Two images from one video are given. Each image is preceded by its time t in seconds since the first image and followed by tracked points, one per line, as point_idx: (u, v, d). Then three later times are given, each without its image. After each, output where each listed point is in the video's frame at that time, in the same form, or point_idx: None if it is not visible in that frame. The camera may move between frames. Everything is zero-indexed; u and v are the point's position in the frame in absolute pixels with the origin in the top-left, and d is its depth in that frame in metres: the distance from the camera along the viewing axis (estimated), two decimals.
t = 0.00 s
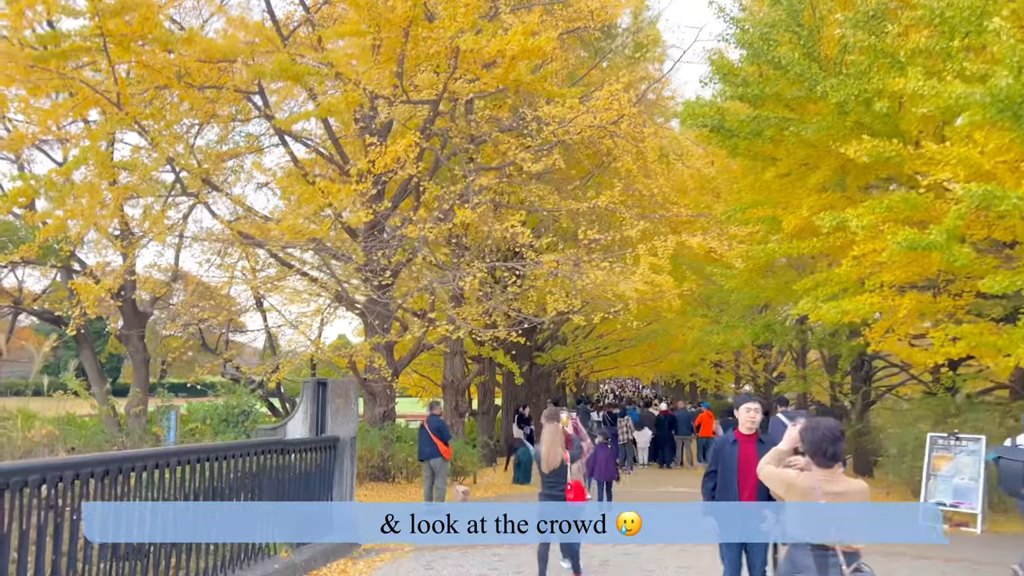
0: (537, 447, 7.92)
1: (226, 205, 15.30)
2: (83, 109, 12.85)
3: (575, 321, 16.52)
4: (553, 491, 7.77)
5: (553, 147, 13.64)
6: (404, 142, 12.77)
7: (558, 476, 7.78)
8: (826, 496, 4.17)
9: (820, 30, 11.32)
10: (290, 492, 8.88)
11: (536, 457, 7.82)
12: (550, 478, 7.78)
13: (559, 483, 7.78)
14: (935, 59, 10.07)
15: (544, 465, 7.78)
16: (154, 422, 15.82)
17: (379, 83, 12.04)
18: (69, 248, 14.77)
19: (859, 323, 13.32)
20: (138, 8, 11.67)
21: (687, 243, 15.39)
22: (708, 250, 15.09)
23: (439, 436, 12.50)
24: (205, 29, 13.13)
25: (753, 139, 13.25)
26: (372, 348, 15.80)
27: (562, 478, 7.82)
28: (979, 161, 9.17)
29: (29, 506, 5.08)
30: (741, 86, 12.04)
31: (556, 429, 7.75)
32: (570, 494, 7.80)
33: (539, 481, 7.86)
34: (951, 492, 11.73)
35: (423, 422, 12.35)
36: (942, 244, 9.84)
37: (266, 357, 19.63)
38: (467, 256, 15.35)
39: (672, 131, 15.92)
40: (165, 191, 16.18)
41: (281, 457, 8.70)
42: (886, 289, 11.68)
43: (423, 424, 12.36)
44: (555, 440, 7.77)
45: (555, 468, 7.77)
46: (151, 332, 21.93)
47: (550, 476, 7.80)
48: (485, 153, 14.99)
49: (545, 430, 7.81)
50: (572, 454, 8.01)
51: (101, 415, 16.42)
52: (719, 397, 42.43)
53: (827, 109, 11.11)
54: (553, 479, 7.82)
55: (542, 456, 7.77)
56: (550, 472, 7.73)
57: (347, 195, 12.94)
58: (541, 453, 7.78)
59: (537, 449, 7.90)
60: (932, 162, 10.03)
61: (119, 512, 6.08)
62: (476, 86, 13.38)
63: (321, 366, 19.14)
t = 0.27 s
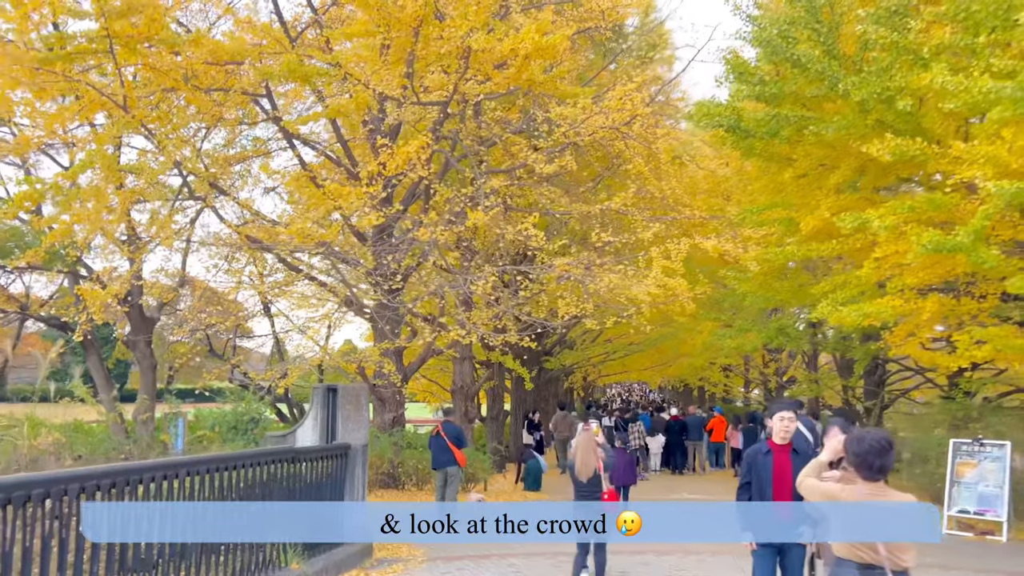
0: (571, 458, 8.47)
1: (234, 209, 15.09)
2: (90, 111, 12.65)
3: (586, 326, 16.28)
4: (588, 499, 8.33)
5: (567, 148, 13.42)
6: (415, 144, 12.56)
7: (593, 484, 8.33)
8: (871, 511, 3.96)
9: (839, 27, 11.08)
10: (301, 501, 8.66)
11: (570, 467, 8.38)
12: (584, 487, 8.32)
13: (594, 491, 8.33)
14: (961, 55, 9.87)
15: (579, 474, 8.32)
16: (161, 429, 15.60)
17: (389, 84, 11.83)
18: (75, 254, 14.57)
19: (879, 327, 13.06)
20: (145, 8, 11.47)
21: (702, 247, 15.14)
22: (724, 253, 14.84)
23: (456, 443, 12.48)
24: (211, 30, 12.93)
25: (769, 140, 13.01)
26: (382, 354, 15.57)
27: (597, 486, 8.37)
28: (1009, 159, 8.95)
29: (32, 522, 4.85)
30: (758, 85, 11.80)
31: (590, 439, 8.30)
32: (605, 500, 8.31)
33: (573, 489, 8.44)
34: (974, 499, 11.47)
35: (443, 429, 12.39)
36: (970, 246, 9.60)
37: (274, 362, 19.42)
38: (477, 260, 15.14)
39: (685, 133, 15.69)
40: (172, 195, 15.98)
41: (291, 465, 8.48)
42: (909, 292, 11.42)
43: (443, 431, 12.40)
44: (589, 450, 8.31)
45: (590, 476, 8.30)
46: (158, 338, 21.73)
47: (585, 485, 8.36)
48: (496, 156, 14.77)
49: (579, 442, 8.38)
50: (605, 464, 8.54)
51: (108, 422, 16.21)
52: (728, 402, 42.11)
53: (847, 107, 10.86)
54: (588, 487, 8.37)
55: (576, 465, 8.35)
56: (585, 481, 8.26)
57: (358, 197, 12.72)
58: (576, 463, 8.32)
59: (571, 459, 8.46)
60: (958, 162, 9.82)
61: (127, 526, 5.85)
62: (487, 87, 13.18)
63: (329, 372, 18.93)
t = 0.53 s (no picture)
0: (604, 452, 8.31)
1: (245, 204, 14.94)
2: (100, 104, 12.48)
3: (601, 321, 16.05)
4: (621, 495, 8.14)
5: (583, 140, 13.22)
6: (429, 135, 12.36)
7: (626, 479, 8.14)
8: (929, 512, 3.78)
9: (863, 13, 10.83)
10: (317, 500, 8.47)
11: (602, 461, 8.21)
12: (617, 482, 8.14)
13: (627, 487, 8.14)
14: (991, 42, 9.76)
15: (612, 470, 8.14)
16: (172, 427, 15.44)
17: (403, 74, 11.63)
18: (85, 249, 14.41)
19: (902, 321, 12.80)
20: None
21: (720, 241, 14.91)
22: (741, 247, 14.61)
23: (472, 440, 12.69)
24: (222, 20, 12.75)
25: (790, 130, 12.76)
26: (395, 350, 15.39)
27: (632, 482, 8.17)
28: None
29: (42, 522, 4.66)
30: (779, 74, 11.55)
31: (623, 433, 8.13)
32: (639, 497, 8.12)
33: (605, 484, 8.25)
34: (1002, 496, 11.21)
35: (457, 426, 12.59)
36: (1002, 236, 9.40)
37: (285, 359, 19.24)
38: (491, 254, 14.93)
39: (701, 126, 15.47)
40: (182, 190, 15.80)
41: (307, 463, 8.30)
42: (934, 285, 11.21)
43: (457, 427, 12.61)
44: (622, 445, 8.14)
45: (622, 471, 8.12)
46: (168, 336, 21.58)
47: (617, 480, 8.17)
48: (510, 149, 14.55)
49: (612, 436, 8.21)
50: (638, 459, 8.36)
51: (119, 420, 16.05)
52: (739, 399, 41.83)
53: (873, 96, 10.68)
54: (620, 483, 8.19)
55: (609, 459, 8.18)
56: (618, 476, 8.08)
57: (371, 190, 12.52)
58: (609, 458, 8.14)
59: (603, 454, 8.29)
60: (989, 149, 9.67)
61: (140, 526, 5.66)
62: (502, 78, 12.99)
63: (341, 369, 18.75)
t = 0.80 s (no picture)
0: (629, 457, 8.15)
1: (247, 205, 14.71)
2: (99, 103, 12.24)
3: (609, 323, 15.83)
4: (646, 500, 7.95)
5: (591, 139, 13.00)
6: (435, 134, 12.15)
7: (652, 484, 7.97)
8: (991, 520, 3.64)
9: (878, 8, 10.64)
10: (324, 506, 8.23)
11: (627, 465, 8.04)
12: (643, 487, 7.96)
13: (652, 492, 7.96)
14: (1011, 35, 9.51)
15: (638, 474, 7.97)
16: (173, 432, 15.19)
17: (410, 71, 11.41)
18: (84, 252, 14.16)
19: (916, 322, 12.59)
20: None
21: (729, 241, 14.70)
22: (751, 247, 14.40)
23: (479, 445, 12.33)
24: (224, 18, 12.52)
25: (801, 128, 12.55)
26: (399, 353, 15.16)
27: (657, 487, 8.00)
28: None
29: (42, 531, 4.43)
30: (791, 70, 11.34)
31: (649, 436, 8.00)
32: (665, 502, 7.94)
33: (631, 489, 8.06)
34: None
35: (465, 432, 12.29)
36: None
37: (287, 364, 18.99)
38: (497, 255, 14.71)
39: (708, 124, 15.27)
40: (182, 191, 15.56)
41: (314, 468, 8.07)
42: (952, 284, 11.01)
43: (466, 433, 12.31)
44: (648, 449, 8.01)
45: (649, 475, 7.95)
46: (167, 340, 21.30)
47: (643, 485, 8.00)
48: (516, 149, 14.34)
49: (637, 440, 8.07)
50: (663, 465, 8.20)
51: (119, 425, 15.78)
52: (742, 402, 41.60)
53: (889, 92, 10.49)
54: (646, 487, 8.01)
55: (634, 463, 8.01)
56: (645, 480, 7.91)
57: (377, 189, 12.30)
58: (635, 461, 7.99)
59: (629, 459, 8.14)
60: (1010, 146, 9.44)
61: (143, 534, 5.42)
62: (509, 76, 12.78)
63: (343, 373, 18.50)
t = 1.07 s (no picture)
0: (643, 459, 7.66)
1: (241, 206, 14.46)
2: (90, 100, 11.95)
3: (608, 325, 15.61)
4: (661, 503, 7.44)
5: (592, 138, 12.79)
6: (436, 132, 11.92)
7: (667, 487, 7.45)
8: None
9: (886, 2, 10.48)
10: (322, 514, 7.96)
11: (641, 467, 7.54)
12: (657, 489, 7.45)
13: (667, 495, 7.44)
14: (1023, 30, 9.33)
15: (652, 476, 7.47)
16: (165, 436, 14.89)
17: (408, 67, 11.17)
18: (75, 253, 13.88)
19: (922, 324, 12.41)
20: None
21: (731, 242, 14.50)
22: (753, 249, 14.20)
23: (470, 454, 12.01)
24: (218, 14, 12.27)
25: (805, 127, 12.36)
26: (396, 356, 14.92)
27: (673, 491, 7.48)
28: None
29: (24, 544, 4.17)
30: (797, 67, 11.22)
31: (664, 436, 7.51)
32: (681, 507, 7.42)
33: (645, 492, 7.56)
34: None
35: (460, 437, 11.87)
36: None
37: (282, 366, 18.71)
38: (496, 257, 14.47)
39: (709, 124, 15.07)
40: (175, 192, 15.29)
41: (311, 475, 7.80)
42: (960, 286, 10.85)
43: (461, 439, 11.88)
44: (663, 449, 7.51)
45: (664, 478, 7.43)
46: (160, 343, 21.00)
47: (658, 488, 7.48)
48: (515, 148, 14.12)
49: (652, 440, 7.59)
50: (680, 468, 7.68)
51: (111, 430, 15.48)
52: (738, 405, 41.43)
53: (898, 89, 10.31)
54: (660, 491, 7.49)
55: (649, 465, 7.51)
56: (659, 482, 7.40)
57: (375, 189, 12.06)
58: (648, 462, 7.49)
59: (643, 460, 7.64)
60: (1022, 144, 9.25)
61: (132, 546, 5.14)
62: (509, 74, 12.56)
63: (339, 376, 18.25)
